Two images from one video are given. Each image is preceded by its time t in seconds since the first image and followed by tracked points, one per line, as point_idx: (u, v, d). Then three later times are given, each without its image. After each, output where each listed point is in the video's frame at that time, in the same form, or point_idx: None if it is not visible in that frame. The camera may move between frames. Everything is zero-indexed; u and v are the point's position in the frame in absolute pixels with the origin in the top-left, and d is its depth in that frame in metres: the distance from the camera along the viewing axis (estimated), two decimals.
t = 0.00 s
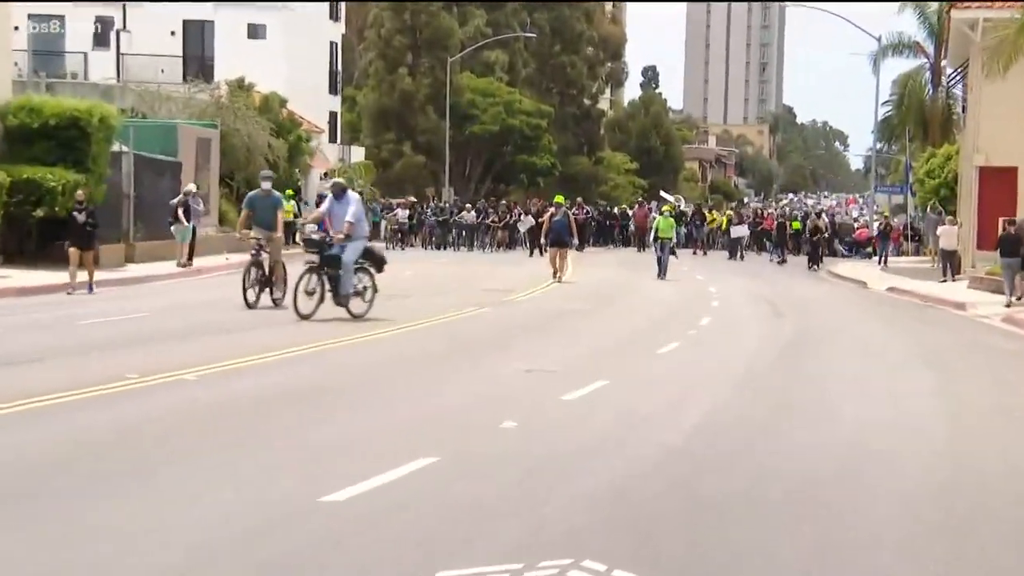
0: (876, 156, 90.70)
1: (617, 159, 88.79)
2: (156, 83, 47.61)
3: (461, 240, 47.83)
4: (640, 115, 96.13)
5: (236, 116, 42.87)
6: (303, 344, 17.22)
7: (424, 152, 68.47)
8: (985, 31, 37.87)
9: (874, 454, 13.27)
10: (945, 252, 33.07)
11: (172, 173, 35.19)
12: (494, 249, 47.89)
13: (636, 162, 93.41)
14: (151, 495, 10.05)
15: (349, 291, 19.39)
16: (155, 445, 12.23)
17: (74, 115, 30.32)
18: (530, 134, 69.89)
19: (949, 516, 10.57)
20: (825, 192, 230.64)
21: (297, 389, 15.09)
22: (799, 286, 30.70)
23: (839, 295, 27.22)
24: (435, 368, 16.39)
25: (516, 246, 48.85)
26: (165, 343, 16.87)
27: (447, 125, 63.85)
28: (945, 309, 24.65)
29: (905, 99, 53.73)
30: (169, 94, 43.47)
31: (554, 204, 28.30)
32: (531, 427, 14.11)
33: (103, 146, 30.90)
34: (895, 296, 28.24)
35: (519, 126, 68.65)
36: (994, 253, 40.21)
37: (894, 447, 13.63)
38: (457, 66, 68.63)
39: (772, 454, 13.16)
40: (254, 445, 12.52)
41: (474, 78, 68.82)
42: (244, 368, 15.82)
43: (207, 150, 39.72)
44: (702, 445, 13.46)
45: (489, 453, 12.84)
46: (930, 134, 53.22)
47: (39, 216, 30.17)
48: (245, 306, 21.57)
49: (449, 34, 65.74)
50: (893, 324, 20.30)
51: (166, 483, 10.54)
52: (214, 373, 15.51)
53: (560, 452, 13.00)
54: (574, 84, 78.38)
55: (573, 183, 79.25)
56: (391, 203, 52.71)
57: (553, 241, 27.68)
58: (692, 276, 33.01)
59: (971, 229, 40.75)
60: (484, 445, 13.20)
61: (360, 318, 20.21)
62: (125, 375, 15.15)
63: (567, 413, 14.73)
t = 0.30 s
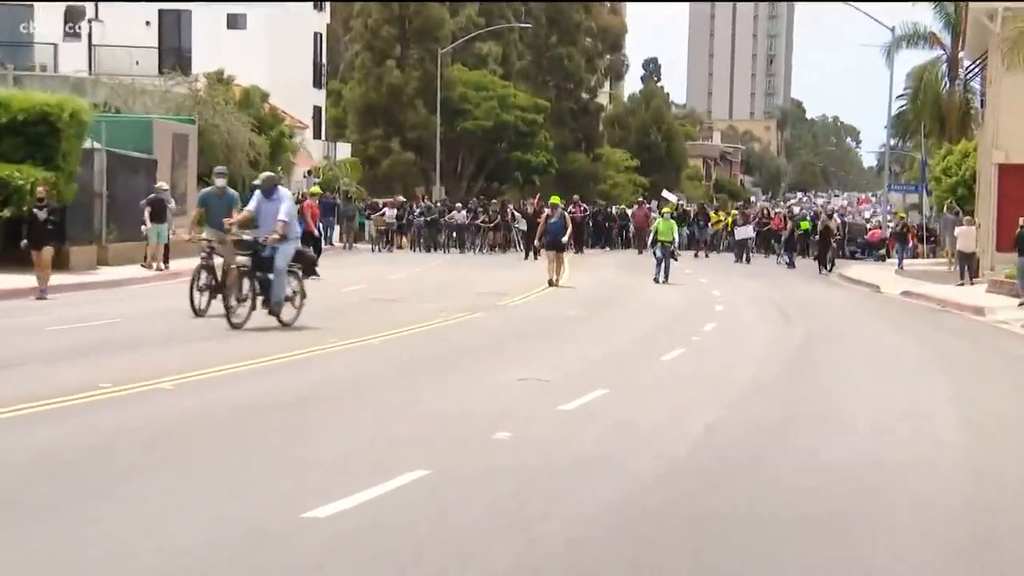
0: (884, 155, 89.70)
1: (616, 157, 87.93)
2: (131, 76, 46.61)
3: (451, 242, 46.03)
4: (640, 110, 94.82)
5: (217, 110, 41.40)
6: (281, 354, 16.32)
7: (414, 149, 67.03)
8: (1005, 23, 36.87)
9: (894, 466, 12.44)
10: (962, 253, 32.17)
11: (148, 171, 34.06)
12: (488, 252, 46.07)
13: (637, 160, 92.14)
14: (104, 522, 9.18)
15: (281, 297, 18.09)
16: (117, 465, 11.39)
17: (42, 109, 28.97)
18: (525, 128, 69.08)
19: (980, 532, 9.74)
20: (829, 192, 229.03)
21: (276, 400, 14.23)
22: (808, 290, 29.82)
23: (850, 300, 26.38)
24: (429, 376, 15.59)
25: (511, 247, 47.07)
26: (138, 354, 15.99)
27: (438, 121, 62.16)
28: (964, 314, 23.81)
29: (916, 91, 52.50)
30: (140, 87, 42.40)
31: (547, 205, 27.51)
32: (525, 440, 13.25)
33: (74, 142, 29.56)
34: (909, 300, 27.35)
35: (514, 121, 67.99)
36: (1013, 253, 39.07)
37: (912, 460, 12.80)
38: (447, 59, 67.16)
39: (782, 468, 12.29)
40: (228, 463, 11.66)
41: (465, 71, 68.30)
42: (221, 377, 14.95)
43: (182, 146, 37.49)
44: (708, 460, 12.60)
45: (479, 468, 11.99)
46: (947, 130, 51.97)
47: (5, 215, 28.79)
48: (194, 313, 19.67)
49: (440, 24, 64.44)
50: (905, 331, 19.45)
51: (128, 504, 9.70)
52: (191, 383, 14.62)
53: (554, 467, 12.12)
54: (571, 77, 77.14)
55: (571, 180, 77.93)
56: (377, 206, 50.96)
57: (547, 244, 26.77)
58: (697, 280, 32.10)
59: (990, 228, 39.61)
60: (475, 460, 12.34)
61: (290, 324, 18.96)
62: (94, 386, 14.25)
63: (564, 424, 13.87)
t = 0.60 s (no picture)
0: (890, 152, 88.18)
1: (615, 153, 86.38)
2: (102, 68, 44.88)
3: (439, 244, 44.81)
4: (639, 104, 93.26)
5: (193, 105, 40.03)
6: (266, 359, 15.63)
7: (400, 146, 64.85)
8: None
9: (907, 478, 11.82)
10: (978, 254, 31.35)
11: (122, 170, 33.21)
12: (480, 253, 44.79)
13: (636, 157, 90.68)
14: (66, 556, 8.58)
15: (203, 302, 17.02)
16: (88, 483, 10.74)
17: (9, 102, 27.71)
18: (518, 123, 67.11)
19: (1005, 558, 9.15)
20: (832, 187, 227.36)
21: (258, 409, 13.59)
22: (816, 293, 29.05)
23: (859, 303, 25.66)
24: (420, 382, 14.94)
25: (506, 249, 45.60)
26: (115, 359, 15.33)
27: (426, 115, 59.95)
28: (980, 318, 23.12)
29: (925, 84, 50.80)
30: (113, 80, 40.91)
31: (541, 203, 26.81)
32: (521, 450, 12.62)
33: (42, 136, 28.37)
34: (921, 304, 26.67)
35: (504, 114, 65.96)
36: None
37: (929, 470, 12.19)
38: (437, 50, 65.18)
39: (792, 481, 11.67)
40: (205, 481, 11.03)
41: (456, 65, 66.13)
42: (202, 384, 14.29)
43: (157, 142, 37.05)
44: (714, 471, 11.97)
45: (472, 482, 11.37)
46: (962, 125, 50.33)
47: None
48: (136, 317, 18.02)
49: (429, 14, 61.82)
50: (916, 335, 18.79)
51: (91, 534, 9.10)
52: (169, 391, 13.96)
53: (551, 480, 11.50)
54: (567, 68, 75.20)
55: (566, 177, 76.08)
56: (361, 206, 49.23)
57: (540, 245, 25.99)
58: (698, 284, 31.36)
59: (1010, 228, 38.61)
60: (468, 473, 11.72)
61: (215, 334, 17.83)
62: (66, 394, 13.57)
63: (561, 433, 13.24)
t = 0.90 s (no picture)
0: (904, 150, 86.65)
1: (613, 150, 84.54)
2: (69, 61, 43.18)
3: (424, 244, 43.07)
4: (636, 100, 91.75)
5: (165, 99, 37.49)
6: (246, 367, 14.92)
7: (385, 143, 63.03)
8: None
9: (922, 493, 11.17)
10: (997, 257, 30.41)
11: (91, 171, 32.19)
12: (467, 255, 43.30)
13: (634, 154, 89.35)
14: None
15: (112, 311, 16.03)
16: (50, 502, 10.09)
17: None
18: (511, 119, 65.31)
19: None
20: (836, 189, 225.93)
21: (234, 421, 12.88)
22: (823, 299, 28.28)
23: (869, 309, 24.88)
24: (407, 391, 14.22)
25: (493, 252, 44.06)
26: (87, 368, 14.62)
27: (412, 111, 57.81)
28: (996, 326, 22.34)
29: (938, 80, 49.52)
30: (79, 71, 39.13)
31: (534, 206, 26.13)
32: (514, 464, 11.91)
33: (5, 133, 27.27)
34: (936, 310, 25.91)
35: (496, 112, 64.27)
36: None
37: (948, 484, 11.48)
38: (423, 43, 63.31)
39: (803, 497, 10.99)
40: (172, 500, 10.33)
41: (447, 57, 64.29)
42: (176, 395, 13.58)
43: (127, 138, 35.19)
44: (718, 488, 11.28)
45: (461, 500, 10.67)
46: (979, 123, 49.28)
47: None
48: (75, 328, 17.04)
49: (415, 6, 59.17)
50: (929, 343, 18.08)
51: (42, 559, 8.42)
52: (141, 402, 13.25)
53: (544, 497, 10.81)
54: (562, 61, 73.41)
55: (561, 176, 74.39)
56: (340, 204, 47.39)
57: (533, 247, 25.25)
58: (700, 288, 30.57)
59: None
60: (457, 489, 11.03)
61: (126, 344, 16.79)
62: (31, 405, 12.91)
63: (555, 444, 12.57)
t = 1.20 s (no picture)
0: (916, 145, 85.38)
1: (610, 144, 83.01)
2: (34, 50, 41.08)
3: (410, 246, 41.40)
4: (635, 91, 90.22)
5: (136, 91, 35.76)
6: (225, 375, 14.21)
7: (370, 137, 61.11)
8: None
9: (941, 508, 10.56)
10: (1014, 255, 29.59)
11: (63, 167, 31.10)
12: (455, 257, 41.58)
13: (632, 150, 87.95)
14: None
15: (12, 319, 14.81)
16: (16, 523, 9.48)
17: None
18: (501, 112, 63.55)
19: None
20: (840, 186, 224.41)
21: (212, 432, 12.19)
22: (832, 301, 27.52)
23: (879, 312, 24.18)
24: (395, 398, 13.55)
25: (480, 254, 42.31)
26: (60, 374, 13.94)
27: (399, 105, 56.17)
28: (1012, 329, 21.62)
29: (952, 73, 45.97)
30: (44, 61, 37.30)
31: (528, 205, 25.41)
32: (506, 478, 11.21)
33: None
34: (952, 314, 25.13)
35: (486, 105, 62.71)
36: None
37: (969, 502, 10.78)
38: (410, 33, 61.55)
39: (817, 514, 10.31)
40: (142, 517, 9.68)
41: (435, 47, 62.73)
42: (152, 403, 12.88)
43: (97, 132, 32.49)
44: (724, 502, 10.61)
45: (450, 518, 10.00)
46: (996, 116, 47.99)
47: None
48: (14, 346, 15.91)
49: None
50: (942, 347, 17.42)
51: None
52: (113, 412, 12.55)
53: (539, 515, 10.13)
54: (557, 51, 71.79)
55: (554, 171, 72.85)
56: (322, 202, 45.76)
57: (526, 247, 24.62)
58: (703, 291, 29.79)
59: None
60: (447, 506, 10.34)
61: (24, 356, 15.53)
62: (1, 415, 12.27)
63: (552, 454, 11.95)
